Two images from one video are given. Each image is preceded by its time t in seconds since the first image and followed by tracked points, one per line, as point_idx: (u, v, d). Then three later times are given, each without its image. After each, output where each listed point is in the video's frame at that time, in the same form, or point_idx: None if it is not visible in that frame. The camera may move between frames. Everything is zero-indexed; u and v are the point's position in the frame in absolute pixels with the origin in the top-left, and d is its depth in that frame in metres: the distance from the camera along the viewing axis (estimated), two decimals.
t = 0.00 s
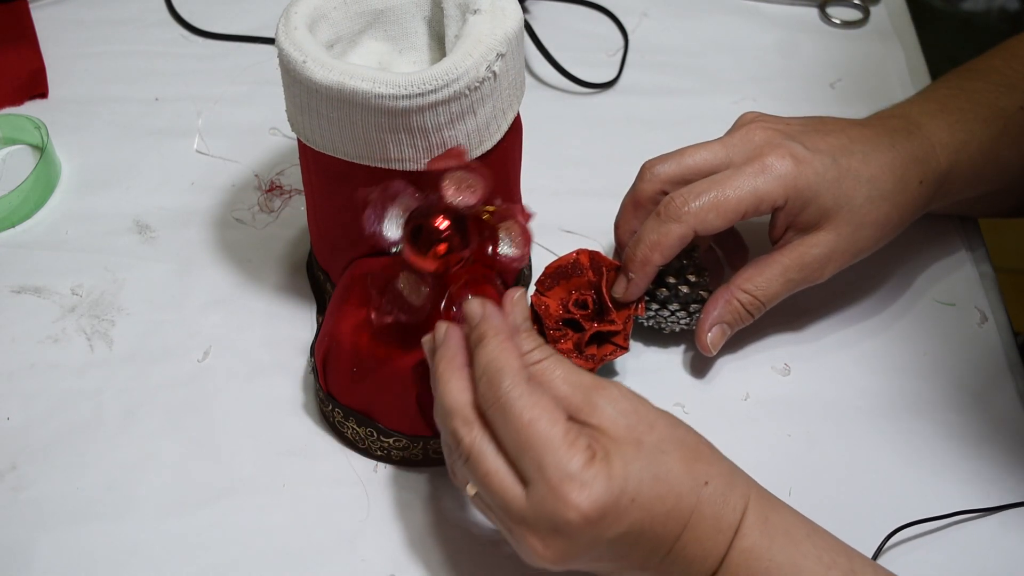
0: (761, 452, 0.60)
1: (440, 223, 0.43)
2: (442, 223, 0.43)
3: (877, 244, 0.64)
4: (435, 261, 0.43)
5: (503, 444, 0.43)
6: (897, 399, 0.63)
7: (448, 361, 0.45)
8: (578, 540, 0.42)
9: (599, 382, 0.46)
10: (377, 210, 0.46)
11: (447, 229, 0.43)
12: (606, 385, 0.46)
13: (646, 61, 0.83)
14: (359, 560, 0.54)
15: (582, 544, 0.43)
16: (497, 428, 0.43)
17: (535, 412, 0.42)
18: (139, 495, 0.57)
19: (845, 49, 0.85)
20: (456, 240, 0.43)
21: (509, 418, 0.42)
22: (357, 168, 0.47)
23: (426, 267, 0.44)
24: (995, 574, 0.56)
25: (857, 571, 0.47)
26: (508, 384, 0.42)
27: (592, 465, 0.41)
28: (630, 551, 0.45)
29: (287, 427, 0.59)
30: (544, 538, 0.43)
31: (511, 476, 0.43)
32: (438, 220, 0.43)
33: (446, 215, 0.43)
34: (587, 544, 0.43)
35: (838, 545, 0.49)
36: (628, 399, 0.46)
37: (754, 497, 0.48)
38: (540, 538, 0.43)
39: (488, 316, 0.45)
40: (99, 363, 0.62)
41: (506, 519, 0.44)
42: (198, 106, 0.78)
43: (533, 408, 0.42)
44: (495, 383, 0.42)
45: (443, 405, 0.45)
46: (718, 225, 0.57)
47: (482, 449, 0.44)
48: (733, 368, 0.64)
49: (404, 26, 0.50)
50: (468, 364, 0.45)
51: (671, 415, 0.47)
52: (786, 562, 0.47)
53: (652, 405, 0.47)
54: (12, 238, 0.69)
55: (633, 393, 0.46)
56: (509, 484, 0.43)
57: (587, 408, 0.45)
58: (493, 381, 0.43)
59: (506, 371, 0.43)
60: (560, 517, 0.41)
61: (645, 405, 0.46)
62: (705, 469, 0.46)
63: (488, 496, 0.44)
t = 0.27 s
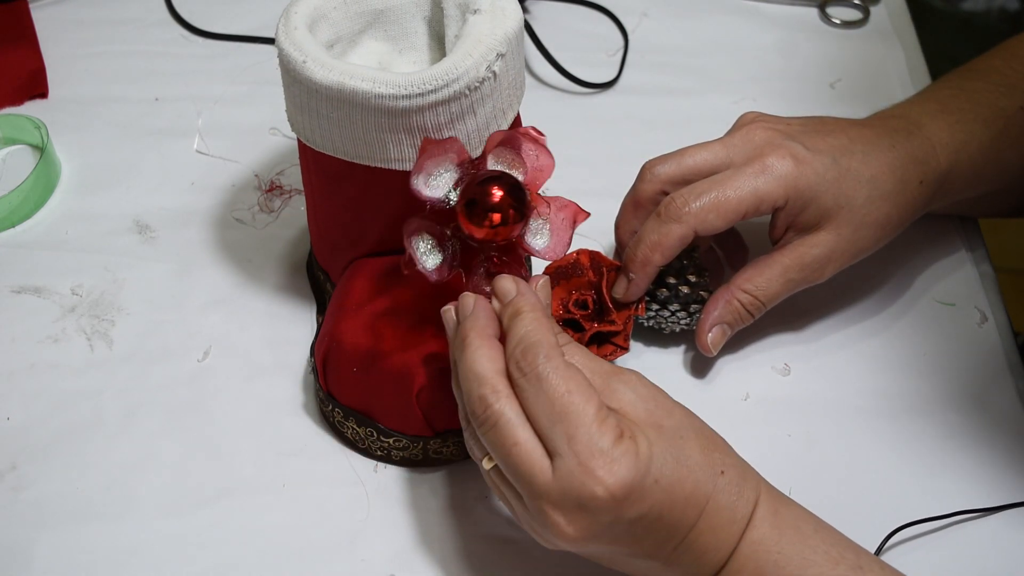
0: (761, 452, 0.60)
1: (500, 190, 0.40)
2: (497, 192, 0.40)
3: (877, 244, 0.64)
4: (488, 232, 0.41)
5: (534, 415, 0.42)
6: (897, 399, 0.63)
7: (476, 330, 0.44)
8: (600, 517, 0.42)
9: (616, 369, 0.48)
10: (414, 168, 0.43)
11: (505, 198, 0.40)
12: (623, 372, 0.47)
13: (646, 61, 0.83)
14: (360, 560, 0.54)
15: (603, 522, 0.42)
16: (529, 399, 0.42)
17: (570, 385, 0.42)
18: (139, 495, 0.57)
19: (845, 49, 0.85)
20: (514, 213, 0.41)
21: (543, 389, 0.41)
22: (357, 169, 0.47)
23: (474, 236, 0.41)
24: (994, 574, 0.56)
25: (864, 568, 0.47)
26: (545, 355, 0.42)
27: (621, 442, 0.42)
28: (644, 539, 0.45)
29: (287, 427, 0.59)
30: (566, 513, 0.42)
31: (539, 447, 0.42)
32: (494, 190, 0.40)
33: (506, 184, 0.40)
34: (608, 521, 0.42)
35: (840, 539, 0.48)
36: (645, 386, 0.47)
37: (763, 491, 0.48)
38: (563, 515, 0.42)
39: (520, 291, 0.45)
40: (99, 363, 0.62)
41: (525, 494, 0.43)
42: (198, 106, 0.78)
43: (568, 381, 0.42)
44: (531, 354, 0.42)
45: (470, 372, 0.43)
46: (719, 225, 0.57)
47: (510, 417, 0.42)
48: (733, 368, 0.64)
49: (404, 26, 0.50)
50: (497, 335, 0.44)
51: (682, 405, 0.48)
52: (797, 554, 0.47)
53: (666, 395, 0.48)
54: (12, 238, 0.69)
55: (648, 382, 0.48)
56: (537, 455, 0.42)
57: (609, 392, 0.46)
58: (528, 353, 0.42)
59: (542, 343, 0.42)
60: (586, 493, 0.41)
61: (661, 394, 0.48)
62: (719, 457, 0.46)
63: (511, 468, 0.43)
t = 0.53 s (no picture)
0: (761, 453, 0.60)
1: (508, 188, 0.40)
2: (504, 191, 0.40)
3: (877, 244, 0.64)
4: (494, 231, 0.41)
5: (535, 415, 0.42)
6: (897, 399, 0.63)
7: (479, 329, 0.43)
8: (602, 517, 0.42)
9: (615, 370, 0.48)
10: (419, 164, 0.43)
11: (511, 198, 0.40)
12: (622, 373, 0.48)
13: (646, 61, 0.83)
14: (360, 560, 0.54)
15: (605, 522, 0.42)
16: (531, 398, 0.42)
17: (571, 386, 0.41)
18: (139, 495, 0.57)
19: (845, 49, 0.85)
20: (522, 214, 0.41)
21: (545, 390, 0.41)
22: (357, 169, 0.47)
23: (479, 233, 0.42)
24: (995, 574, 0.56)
25: (865, 569, 0.47)
26: (546, 355, 0.42)
27: (623, 443, 0.42)
28: (645, 539, 0.45)
29: (287, 427, 0.59)
30: (568, 513, 0.42)
31: (542, 447, 0.42)
32: (502, 189, 0.40)
33: (513, 183, 0.40)
34: (610, 522, 0.42)
35: (839, 540, 0.48)
36: (645, 387, 0.48)
37: (763, 492, 0.48)
38: (565, 514, 0.42)
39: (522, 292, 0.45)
40: (99, 363, 0.62)
41: (527, 495, 0.43)
42: (198, 106, 0.78)
43: (570, 381, 0.42)
44: (534, 354, 0.42)
45: (472, 372, 0.43)
46: (720, 225, 0.57)
47: (514, 417, 0.42)
48: (733, 368, 0.64)
49: (404, 26, 0.50)
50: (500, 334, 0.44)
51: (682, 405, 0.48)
52: (797, 554, 0.47)
53: (666, 396, 0.48)
54: (12, 238, 0.69)
55: (648, 383, 0.48)
56: (539, 455, 0.41)
57: (608, 392, 0.46)
58: (530, 353, 0.42)
59: (544, 344, 0.42)
60: (588, 492, 0.41)
61: (661, 394, 0.48)
62: (720, 458, 0.46)
63: (513, 469, 0.42)
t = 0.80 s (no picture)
0: (761, 453, 0.60)
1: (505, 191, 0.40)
2: (499, 194, 0.40)
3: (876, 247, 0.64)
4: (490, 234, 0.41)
5: (534, 417, 0.42)
6: (897, 399, 0.63)
7: (477, 331, 0.43)
8: (602, 518, 0.42)
9: (614, 371, 0.48)
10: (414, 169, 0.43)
11: (506, 199, 0.40)
12: (620, 374, 0.48)
13: (646, 61, 0.83)
14: (361, 560, 0.54)
15: (605, 523, 0.42)
16: (529, 400, 0.42)
17: (569, 388, 0.42)
18: (139, 495, 0.57)
19: (845, 49, 0.85)
20: (517, 217, 0.41)
21: (542, 392, 0.41)
22: (356, 169, 0.47)
23: (474, 236, 0.41)
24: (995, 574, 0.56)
25: (864, 569, 0.47)
26: (543, 357, 0.42)
27: (621, 445, 0.42)
28: (645, 540, 0.45)
29: (287, 427, 0.59)
30: (568, 515, 0.42)
31: (540, 449, 0.42)
32: (496, 191, 0.40)
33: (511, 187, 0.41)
34: (609, 523, 0.42)
35: (839, 541, 0.48)
36: (643, 389, 0.48)
37: (763, 492, 0.48)
38: (564, 516, 0.42)
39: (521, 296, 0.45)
40: (99, 363, 0.62)
41: (527, 497, 0.43)
42: (198, 106, 0.78)
43: (567, 383, 0.42)
44: (531, 356, 0.42)
45: (471, 374, 0.43)
46: (720, 225, 0.57)
47: (513, 419, 0.42)
48: (733, 369, 0.64)
49: (404, 26, 0.50)
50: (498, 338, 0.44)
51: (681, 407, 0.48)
52: (797, 554, 0.47)
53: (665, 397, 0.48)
54: (12, 238, 0.69)
55: (647, 384, 0.48)
56: (538, 457, 0.41)
57: (606, 394, 0.46)
58: (529, 355, 0.42)
59: (541, 346, 0.42)
60: (588, 493, 0.41)
61: (661, 396, 0.48)
62: (719, 458, 0.46)
63: (512, 471, 0.42)
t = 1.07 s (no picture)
0: (761, 453, 0.60)
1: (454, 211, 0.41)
2: (451, 213, 0.41)
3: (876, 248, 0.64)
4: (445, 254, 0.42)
5: (508, 422, 0.42)
6: (897, 399, 0.63)
7: (454, 343, 0.44)
8: (581, 518, 0.42)
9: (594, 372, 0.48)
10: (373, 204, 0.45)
11: (459, 218, 0.41)
12: (601, 375, 0.47)
13: (646, 61, 0.83)
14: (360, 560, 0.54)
15: (585, 523, 0.42)
16: (502, 405, 0.42)
17: (541, 391, 0.42)
18: (139, 495, 0.57)
19: (845, 49, 0.85)
20: (466, 232, 0.42)
21: (514, 396, 0.42)
22: (355, 171, 0.47)
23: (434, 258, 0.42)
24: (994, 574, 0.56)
25: (851, 567, 0.47)
26: (512, 364, 0.42)
27: (595, 443, 0.42)
28: (629, 538, 0.45)
29: (287, 427, 0.60)
30: (548, 517, 0.42)
31: (516, 452, 0.42)
32: (447, 211, 0.41)
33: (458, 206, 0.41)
34: (588, 522, 0.42)
35: (826, 539, 0.48)
36: (624, 387, 0.48)
37: (748, 489, 0.48)
38: (544, 518, 0.42)
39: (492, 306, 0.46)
40: (99, 363, 0.62)
41: (507, 500, 0.43)
42: (198, 106, 0.78)
43: (538, 386, 0.42)
44: (501, 362, 0.43)
45: (447, 384, 0.44)
46: (719, 230, 0.57)
47: (488, 425, 0.42)
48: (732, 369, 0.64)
49: (404, 26, 0.50)
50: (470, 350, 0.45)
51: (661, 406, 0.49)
52: (786, 552, 0.47)
53: (646, 397, 0.48)
54: (12, 238, 0.69)
55: (625, 383, 0.48)
56: (515, 461, 0.42)
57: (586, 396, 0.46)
58: (498, 362, 0.43)
59: (510, 352, 0.43)
60: (564, 493, 0.41)
61: (641, 395, 0.48)
62: (702, 455, 0.46)
63: (490, 476, 0.43)
